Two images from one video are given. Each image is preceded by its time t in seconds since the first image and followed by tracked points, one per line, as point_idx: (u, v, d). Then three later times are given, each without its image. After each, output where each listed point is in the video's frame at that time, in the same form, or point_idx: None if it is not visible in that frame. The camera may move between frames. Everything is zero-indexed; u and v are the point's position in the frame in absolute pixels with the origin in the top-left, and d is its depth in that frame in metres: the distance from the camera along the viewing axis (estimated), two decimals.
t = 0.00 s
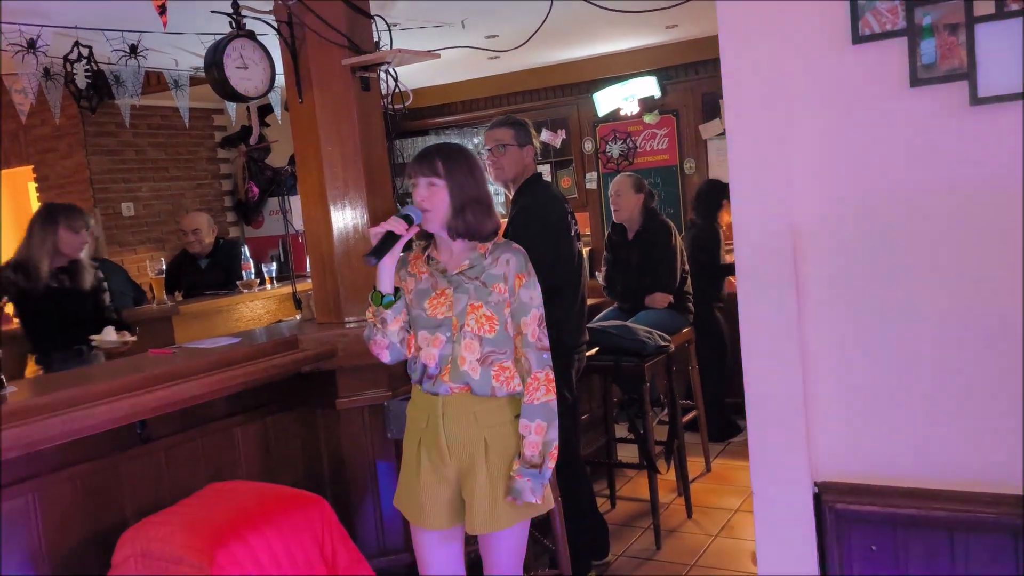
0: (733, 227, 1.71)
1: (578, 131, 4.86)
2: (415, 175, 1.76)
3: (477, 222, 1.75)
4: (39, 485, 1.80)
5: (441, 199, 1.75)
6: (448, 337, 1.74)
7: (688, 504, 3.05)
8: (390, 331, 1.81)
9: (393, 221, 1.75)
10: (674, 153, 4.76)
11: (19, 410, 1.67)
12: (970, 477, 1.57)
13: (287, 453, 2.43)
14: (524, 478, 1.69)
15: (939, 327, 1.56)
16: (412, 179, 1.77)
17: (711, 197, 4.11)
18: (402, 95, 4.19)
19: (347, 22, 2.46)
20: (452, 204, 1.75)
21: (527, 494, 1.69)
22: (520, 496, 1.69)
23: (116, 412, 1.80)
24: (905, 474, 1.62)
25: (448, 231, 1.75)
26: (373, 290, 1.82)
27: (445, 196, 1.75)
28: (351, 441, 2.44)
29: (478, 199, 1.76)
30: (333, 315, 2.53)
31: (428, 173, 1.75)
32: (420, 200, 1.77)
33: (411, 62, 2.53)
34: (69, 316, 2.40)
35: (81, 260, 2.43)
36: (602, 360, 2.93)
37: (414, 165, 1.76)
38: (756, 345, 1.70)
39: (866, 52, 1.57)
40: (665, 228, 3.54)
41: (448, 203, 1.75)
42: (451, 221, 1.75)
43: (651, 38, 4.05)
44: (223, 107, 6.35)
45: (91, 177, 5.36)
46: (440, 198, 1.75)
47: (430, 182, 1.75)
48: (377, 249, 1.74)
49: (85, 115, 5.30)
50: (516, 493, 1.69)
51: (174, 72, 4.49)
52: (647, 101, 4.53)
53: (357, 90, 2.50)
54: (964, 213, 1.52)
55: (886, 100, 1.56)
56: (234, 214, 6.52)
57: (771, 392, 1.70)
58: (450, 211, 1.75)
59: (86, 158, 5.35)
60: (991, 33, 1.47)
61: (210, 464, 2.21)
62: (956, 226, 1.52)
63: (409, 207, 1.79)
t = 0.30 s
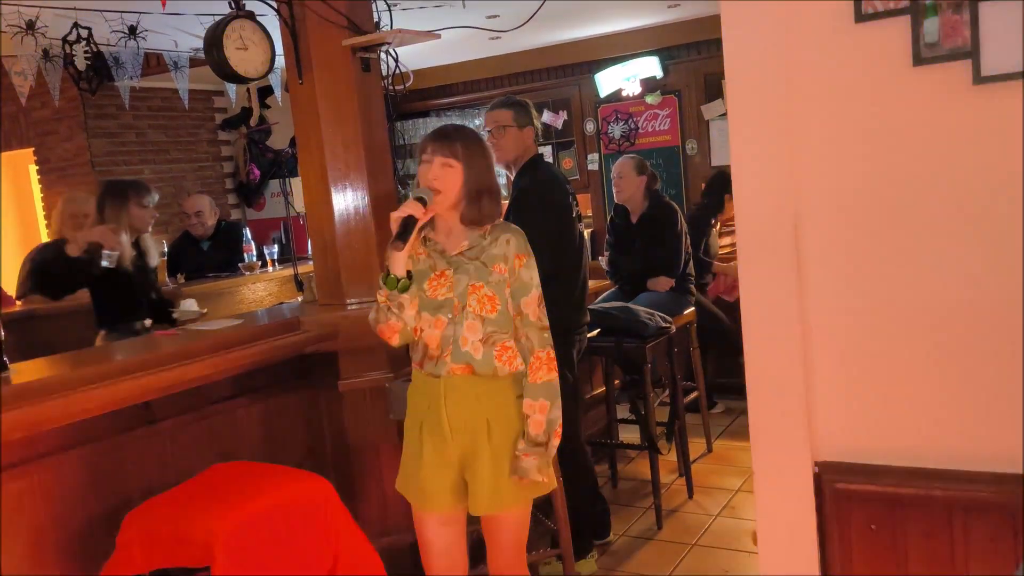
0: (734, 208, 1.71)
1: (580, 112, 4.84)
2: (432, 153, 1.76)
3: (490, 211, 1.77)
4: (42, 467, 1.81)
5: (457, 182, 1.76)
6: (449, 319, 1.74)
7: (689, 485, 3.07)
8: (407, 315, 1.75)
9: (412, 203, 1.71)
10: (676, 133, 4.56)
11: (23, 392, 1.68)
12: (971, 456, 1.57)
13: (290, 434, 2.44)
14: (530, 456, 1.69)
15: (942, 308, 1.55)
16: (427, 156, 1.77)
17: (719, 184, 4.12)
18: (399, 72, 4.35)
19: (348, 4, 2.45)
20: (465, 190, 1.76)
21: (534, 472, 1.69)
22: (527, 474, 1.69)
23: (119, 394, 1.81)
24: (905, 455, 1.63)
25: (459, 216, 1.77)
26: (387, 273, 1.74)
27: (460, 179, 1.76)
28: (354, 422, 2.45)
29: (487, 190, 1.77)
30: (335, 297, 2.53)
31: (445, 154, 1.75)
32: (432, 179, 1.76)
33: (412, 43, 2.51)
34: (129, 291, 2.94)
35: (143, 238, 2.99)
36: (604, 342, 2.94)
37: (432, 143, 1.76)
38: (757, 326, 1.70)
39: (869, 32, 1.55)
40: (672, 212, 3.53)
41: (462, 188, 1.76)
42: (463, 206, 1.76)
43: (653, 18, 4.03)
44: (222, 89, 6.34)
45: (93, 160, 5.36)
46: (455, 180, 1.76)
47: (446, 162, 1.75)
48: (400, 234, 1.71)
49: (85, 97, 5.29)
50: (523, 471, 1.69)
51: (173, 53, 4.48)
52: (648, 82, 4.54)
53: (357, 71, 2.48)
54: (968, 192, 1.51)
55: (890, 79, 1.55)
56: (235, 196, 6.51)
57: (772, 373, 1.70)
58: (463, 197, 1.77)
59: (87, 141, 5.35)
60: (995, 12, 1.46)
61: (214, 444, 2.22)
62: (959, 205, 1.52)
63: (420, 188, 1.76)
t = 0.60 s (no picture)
0: (734, 186, 1.70)
1: (579, 92, 4.83)
2: (438, 131, 1.76)
3: (493, 192, 1.80)
4: (43, 445, 1.82)
5: (463, 162, 1.77)
6: (450, 297, 1.73)
7: (688, 463, 3.08)
8: (417, 294, 1.72)
9: (426, 180, 1.68)
10: (676, 112, 4.55)
11: (23, 370, 1.68)
12: (969, 433, 1.57)
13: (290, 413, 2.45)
14: (538, 432, 1.72)
15: (941, 285, 1.55)
16: (433, 134, 1.76)
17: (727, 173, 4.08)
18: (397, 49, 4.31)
19: None
20: (471, 170, 1.78)
21: (543, 447, 1.72)
22: (536, 450, 1.71)
23: (118, 372, 1.82)
24: (903, 432, 1.63)
25: (466, 196, 1.78)
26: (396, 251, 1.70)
27: (466, 159, 1.77)
28: (354, 401, 2.46)
29: (486, 174, 1.79)
30: (334, 277, 2.53)
31: (453, 133, 1.76)
32: (439, 158, 1.74)
33: (410, 20, 2.50)
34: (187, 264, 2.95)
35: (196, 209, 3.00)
36: (603, 321, 2.94)
37: (439, 121, 1.76)
38: (756, 303, 1.70)
39: (869, 7, 1.54)
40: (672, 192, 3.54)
41: (467, 168, 1.77)
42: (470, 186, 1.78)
43: None
44: (220, 68, 6.31)
45: (90, 140, 5.36)
46: (461, 159, 1.76)
47: (453, 141, 1.75)
48: (416, 212, 1.67)
49: (82, 76, 5.28)
50: (532, 448, 1.72)
51: (170, 32, 4.46)
52: (648, 61, 4.53)
53: (356, 48, 2.49)
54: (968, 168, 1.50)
55: (890, 55, 1.54)
56: (233, 176, 6.50)
57: (771, 351, 1.70)
58: (469, 177, 1.78)
59: (84, 120, 5.35)
60: None
61: (214, 422, 2.23)
62: (959, 182, 1.51)
63: (426, 166, 1.74)
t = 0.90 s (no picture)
0: (735, 165, 1.70)
1: (579, 72, 4.82)
2: (437, 109, 1.74)
3: (489, 170, 1.81)
4: (43, 425, 1.83)
5: (461, 140, 1.76)
6: (451, 277, 1.72)
7: (686, 444, 3.10)
8: (421, 273, 1.71)
9: (428, 159, 1.68)
10: (676, 94, 4.53)
11: (21, 350, 1.68)
12: (967, 414, 1.57)
13: (290, 392, 2.45)
14: (540, 410, 1.73)
15: (940, 266, 1.54)
16: (432, 111, 1.75)
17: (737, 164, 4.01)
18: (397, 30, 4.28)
19: None
20: (469, 148, 1.78)
21: (545, 425, 1.73)
22: (538, 427, 1.72)
23: (117, 352, 1.82)
24: (901, 412, 1.63)
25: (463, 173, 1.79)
26: (399, 229, 1.69)
27: (464, 138, 1.77)
28: (353, 381, 2.46)
29: (483, 153, 1.79)
30: (333, 257, 2.53)
31: (453, 111, 1.75)
32: (437, 135, 1.74)
33: None
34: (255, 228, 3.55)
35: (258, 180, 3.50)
36: (602, 303, 2.94)
37: (437, 99, 1.74)
38: (755, 283, 1.70)
39: None
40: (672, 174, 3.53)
41: (464, 146, 1.77)
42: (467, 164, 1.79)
43: None
44: (218, 47, 6.28)
45: (87, 119, 5.38)
46: (459, 138, 1.75)
47: (452, 119, 1.74)
48: (422, 190, 1.67)
49: (79, 55, 5.26)
50: (534, 425, 1.72)
51: (167, 11, 4.42)
52: (648, 41, 4.51)
53: (354, 27, 2.48)
54: (970, 148, 1.49)
55: (892, 33, 1.52)
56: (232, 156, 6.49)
57: (770, 331, 1.70)
58: (466, 155, 1.78)
59: (81, 100, 5.34)
60: None
61: (214, 402, 2.24)
62: (959, 162, 1.50)
63: (427, 144, 1.73)
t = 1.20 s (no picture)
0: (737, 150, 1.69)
1: (580, 58, 4.80)
2: (438, 94, 1.73)
3: (491, 154, 1.80)
4: (43, 410, 1.83)
5: (463, 124, 1.75)
6: (452, 263, 1.72)
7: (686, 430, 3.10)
8: (422, 260, 1.69)
9: (432, 145, 1.65)
10: (678, 79, 4.51)
11: (21, 335, 1.67)
12: (967, 401, 1.56)
13: (290, 379, 2.45)
14: (540, 397, 1.73)
15: (941, 252, 1.54)
16: (433, 96, 1.74)
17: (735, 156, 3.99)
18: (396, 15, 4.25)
19: None
20: (471, 132, 1.77)
21: (544, 412, 1.73)
22: (537, 414, 1.72)
23: (116, 337, 1.81)
24: (901, 398, 1.63)
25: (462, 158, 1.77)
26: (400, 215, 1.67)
27: (466, 122, 1.75)
28: (353, 367, 2.46)
29: (485, 137, 1.78)
30: (333, 242, 2.53)
31: (454, 95, 1.73)
32: (439, 119, 1.72)
33: None
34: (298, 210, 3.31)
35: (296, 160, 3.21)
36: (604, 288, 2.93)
37: (438, 83, 1.73)
38: (756, 268, 1.70)
39: None
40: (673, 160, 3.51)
41: (466, 130, 1.76)
42: (468, 148, 1.77)
43: None
44: (217, 32, 6.25)
45: (86, 104, 5.37)
46: (461, 122, 1.74)
47: (453, 104, 1.73)
48: (424, 176, 1.64)
49: (78, 40, 5.25)
50: (534, 412, 1.72)
51: None
52: (650, 26, 4.48)
53: (355, 11, 2.44)
54: (973, 133, 1.48)
55: (896, 17, 1.50)
56: (231, 141, 6.48)
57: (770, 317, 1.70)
58: (468, 139, 1.77)
59: (80, 85, 5.33)
60: None
61: (214, 388, 2.24)
62: (962, 147, 1.49)
63: (431, 130, 1.71)
